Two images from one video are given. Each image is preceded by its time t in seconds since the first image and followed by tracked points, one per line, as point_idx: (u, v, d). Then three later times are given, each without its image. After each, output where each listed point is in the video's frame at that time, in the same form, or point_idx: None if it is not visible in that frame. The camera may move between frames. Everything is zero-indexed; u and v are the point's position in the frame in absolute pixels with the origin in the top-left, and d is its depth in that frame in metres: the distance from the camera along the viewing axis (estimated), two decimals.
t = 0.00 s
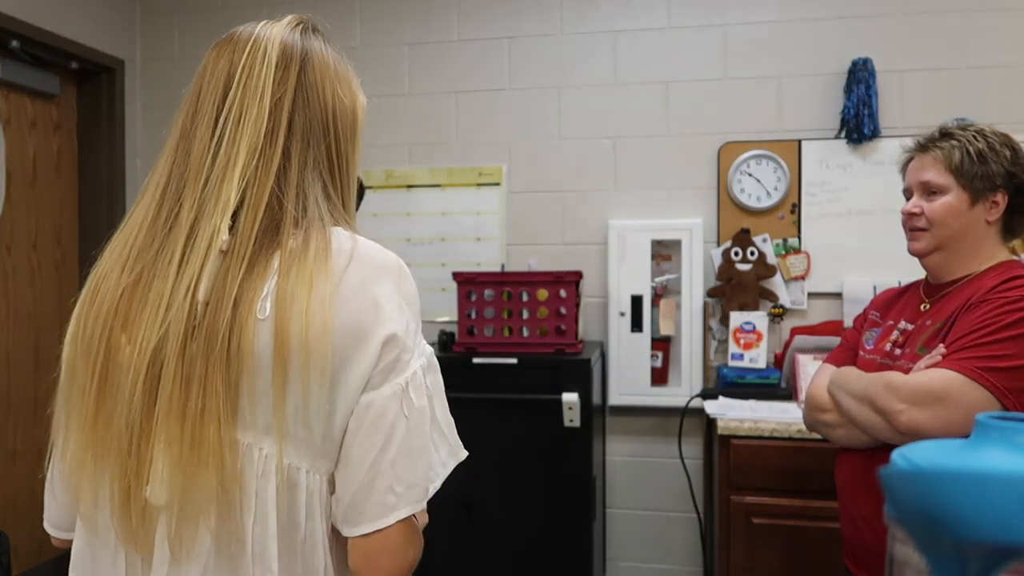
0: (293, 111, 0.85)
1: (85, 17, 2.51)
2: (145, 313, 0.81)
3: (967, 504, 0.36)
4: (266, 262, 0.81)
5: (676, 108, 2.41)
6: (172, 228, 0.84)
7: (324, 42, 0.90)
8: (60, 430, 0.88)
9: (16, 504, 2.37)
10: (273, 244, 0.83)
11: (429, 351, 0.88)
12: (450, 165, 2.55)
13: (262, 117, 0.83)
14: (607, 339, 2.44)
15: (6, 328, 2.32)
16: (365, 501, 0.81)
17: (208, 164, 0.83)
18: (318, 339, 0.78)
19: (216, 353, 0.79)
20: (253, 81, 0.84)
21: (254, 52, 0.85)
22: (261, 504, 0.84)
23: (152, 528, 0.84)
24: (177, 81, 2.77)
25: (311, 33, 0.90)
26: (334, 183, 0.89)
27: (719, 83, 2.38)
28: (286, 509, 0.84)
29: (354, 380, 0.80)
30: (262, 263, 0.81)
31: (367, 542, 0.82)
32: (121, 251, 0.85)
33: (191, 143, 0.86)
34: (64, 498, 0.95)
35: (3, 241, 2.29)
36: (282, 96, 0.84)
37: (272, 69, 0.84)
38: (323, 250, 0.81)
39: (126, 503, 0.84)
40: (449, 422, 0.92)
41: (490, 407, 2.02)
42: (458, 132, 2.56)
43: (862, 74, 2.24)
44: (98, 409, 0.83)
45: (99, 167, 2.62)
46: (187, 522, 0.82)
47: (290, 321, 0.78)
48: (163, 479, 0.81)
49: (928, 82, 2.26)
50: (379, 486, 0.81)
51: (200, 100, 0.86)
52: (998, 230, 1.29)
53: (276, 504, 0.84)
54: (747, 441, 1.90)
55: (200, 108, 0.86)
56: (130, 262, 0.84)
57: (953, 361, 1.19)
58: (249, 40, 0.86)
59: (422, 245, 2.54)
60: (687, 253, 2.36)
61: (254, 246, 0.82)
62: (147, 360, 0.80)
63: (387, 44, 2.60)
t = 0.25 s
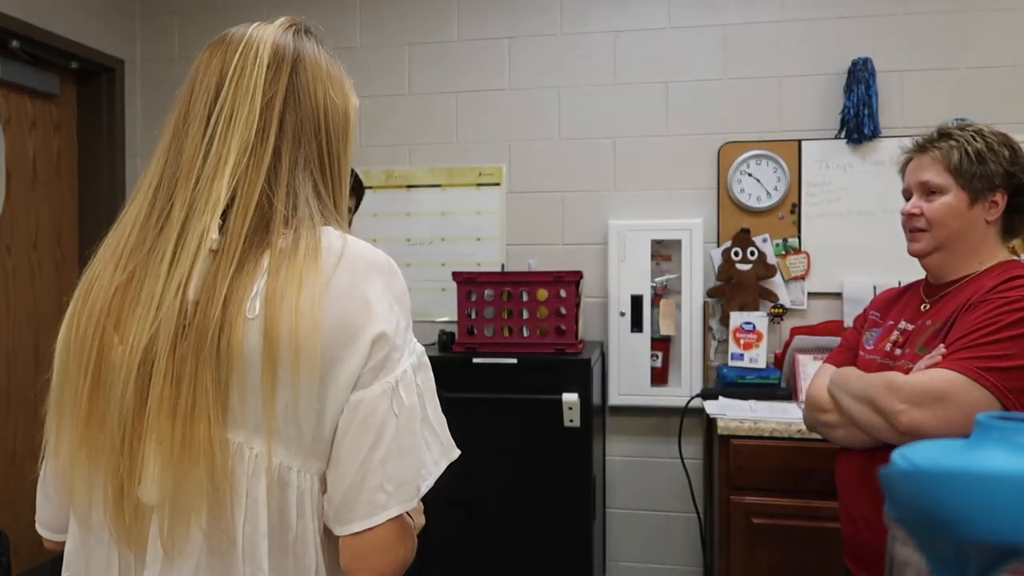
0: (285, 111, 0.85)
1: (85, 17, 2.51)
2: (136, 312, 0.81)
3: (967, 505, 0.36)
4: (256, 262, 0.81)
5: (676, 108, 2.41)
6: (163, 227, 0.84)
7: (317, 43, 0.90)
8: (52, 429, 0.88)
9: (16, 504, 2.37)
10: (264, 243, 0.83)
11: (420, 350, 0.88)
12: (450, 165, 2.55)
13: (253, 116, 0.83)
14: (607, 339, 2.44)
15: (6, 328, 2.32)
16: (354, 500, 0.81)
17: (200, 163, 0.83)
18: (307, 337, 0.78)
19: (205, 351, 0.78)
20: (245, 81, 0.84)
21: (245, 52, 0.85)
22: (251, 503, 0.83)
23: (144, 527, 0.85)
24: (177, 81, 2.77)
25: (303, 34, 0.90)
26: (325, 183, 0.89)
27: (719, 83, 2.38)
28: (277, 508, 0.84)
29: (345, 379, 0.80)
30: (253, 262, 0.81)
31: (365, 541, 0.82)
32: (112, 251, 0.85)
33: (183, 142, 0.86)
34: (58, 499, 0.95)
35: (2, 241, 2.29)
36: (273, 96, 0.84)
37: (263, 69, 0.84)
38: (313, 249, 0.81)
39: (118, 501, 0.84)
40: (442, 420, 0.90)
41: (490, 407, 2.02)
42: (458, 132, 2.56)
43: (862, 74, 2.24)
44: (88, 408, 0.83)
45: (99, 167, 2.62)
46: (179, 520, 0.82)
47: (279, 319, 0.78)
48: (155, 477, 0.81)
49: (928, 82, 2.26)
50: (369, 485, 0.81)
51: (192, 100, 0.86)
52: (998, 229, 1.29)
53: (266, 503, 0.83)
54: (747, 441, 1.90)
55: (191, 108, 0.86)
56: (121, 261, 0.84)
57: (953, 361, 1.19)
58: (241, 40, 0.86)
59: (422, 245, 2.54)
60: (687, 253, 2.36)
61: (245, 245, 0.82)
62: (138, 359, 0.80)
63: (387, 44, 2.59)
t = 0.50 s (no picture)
0: (283, 111, 0.85)
1: (85, 17, 2.51)
2: (134, 312, 0.81)
3: (966, 505, 0.36)
4: (254, 262, 0.81)
5: (676, 108, 2.41)
6: (161, 227, 0.84)
7: (316, 44, 0.90)
8: (50, 430, 0.88)
9: (16, 504, 2.36)
10: (261, 243, 0.83)
11: (417, 349, 0.87)
12: (450, 165, 2.55)
13: (251, 116, 0.83)
14: (607, 339, 2.44)
15: (6, 328, 2.32)
16: (352, 499, 0.81)
17: (199, 163, 0.83)
18: (305, 337, 0.78)
19: (202, 350, 0.78)
20: (243, 81, 0.84)
21: (244, 53, 0.85)
22: (248, 503, 0.83)
23: (142, 527, 0.84)
24: (177, 82, 2.77)
25: (302, 35, 0.89)
26: (324, 183, 0.89)
27: (719, 83, 2.38)
28: (274, 508, 0.84)
29: (342, 378, 0.80)
30: (251, 262, 0.81)
31: (365, 541, 0.82)
32: (110, 252, 0.85)
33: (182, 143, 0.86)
34: (56, 500, 0.95)
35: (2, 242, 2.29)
36: (271, 96, 0.84)
37: (262, 69, 0.84)
38: (310, 248, 0.81)
39: (116, 502, 0.84)
40: (438, 419, 0.90)
41: (490, 407, 2.02)
42: (458, 132, 2.56)
43: (862, 74, 2.24)
44: (87, 409, 0.83)
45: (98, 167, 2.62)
46: (176, 520, 0.82)
47: (276, 318, 0.78)
48: (152, 477, 0.81)
49: (928, 82, 2.26)
50: (367, 484, 0.80)
51: (191, 101, 0.86)
52: (998, 229, 1.29)
53: (264, 502, 0.83)
54: (747, 441, 1.90)
55: (190, 108, 0.86)
56: (119, 261, 0.84)
57: (953, 361, 1.19)
58: (239, 41, 0.86)
59: (421, 245, 2.54)
60: (687, 253, 2.36)
61: (242, 245, 0.82)
62: (135, 358, 0.79)
63: (387, 44, 2.59)
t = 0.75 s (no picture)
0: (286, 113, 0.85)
1: (85, 17, 2.51)
2: (137, 313, 0.81)
3: (966, 505, 0.36)
4: (256, 263, 0.81)
5: (676, 108, 2.41)
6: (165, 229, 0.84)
7: (318, 44, 0.90)
8: (53, 430, 0.88)
9: (16, 504, 2.36)
10: (263, 244, 0.83)
11: (419, 351, 0.88)
12: (450, 165, 2.55)
13: (255, 118, 0.83)
14: (607, 339, 2.44)
15: (6, 328, 2.32)
16: (360, 504, 0.82)
17: (203, 165, 0.83)
18: (306, 340, 0.78)
19: (204, 352, 0.78)
20: (247, 83, 0.84)
21: (247, 54, 0.85)
22: (251, 505, 0.83)
23: (145, 527, 0.85)
24: (177, 82, 2.77)
25: (304, 34, 0.89)
26: (326, 185, 0.89)
27: (719, 83, 2.38)
28: (275, 508, 0.84)
29: (345, 382, 0.80)
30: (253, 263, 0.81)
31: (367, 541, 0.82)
32: (114, 253, 0.85)
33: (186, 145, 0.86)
34: (58, 500, 0.95)
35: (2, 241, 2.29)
36: (275, 98, 0.84)
37: (265, 71, 0.84)
38: (311, 250, 0.81)
39: (119, 502, 0.84)
40: (443, 418, 0.90)
41: (490, 407, 2.02)
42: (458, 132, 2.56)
43: (862, 74, 2.24)
44: (90, 409, 0.83)
45: (98, 167, 2.62)
46: (179, 520, 0.82)
47: (277, 320, 0.78)
48: (154, 477, 0.81)
49: (928, 82, 2.26)
50: (374, 487, 0.81)
51: (195, 102, 0.86)
52: (997, 229, 1.29)
53: (265, 506, 0.83)
54: (747, 441, 1.90)
55: (194, 109, 0.86)
56: (123, 262, 0.84)
57: (952, 361, 1.19)
58: (242, 42, 0.86)
59: (421, 245, 2.54)
60: (687, 253, 2.36)
61: (245, 246, 0.82)
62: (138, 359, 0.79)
63: (387, 44, 2.59)
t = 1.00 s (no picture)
0: (293, 115, 0.85)
1: (85, 17, 2.51)
2: (142, 312, 0.81)
3: (966, 505, 0.36)
4: (261, 263, 0.81)
5: (676, 108, 2.41)
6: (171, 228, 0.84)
7: (324, 46, 0.90)
8: (56, 430, 0.88)
9: (16, 504, 2.36)
10: (269, 243, 0.83)
11: (412, 351, 0.88)
12: (450, 165, 2.55)
13: (264, 119, 0.83)
14: (607, 339, 2.44)
15: (6, 328, 2.32)
16: (332, 499, 0.81)
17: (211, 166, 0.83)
18: (308, 336, 0.78)
19: (208, 349, 0.78)
20: (256, 85, 0.84)
21: (255, 56, 0.85)
22: (257, 503, 0.83)
23: (150, 527, 0.84)
24: (177, 82, 2.77)
25: (310, 37, 0.90)
26: (332, 187, 0.89)
27: (719, 83, 2.38)
28: (279, 507, 0.84)
29: (338, 379, 0.80)
30: (259, 263, 0.81)
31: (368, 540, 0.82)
32: (119, 252, 0.85)
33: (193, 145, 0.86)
34: (59, 500, 0.95)
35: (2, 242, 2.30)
36: (283, 100, 0.85)
37: (274, 73, 0.85)
38: (313, 248, 0.81)
39: (124, 502, 0.84)
40: (428, 422, 0.90)
41: (490, 407, 2.02)
42: (458, 132, 2.56)
43: (862, 74, 2.24)
44: (96, 408, 0.83)
45: (98, 167, 2.62)
46: (184, 518, 0.82)
47: (282, 313, 0.77)
48: (159, 477, 0.80)
49: (928, 82, 2.26)
50: (349, 481, 0.81)
51: (202, 103, 0.86)
52: (997, 229, 1.29)
53: (274, 505, 0.83)
54: (747, 441, 1.90)
55: (201, 110, 0.86)
56: (128, 262, 0.84)
57: (952, 362, 1.19)
58: (250, 44, 0.86)
59: (421, 245, 2.54)
60: (687, 253, 2.36)
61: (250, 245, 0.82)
62: (143, 358, 0.79)
63: (387, 44, 2.59)
